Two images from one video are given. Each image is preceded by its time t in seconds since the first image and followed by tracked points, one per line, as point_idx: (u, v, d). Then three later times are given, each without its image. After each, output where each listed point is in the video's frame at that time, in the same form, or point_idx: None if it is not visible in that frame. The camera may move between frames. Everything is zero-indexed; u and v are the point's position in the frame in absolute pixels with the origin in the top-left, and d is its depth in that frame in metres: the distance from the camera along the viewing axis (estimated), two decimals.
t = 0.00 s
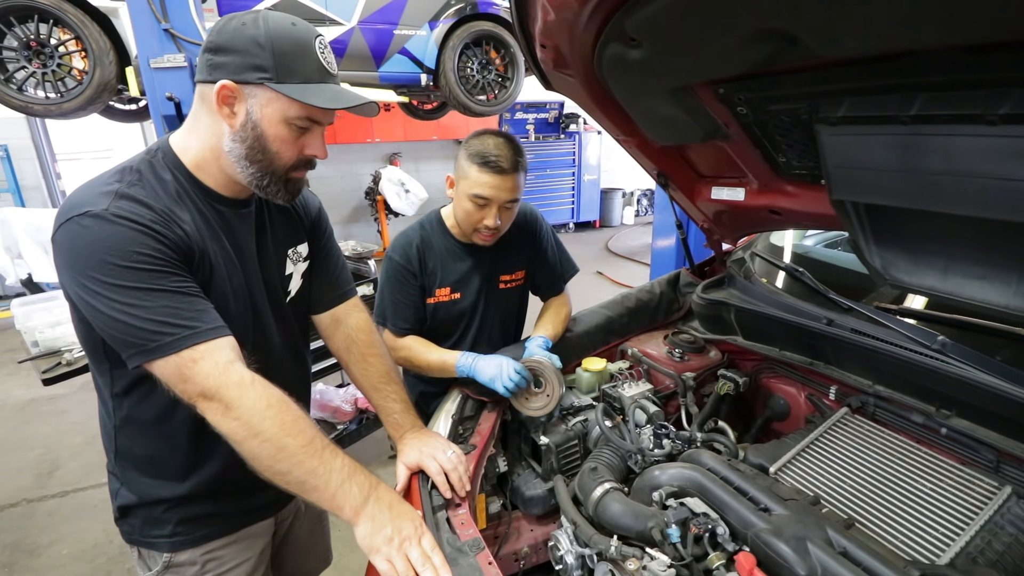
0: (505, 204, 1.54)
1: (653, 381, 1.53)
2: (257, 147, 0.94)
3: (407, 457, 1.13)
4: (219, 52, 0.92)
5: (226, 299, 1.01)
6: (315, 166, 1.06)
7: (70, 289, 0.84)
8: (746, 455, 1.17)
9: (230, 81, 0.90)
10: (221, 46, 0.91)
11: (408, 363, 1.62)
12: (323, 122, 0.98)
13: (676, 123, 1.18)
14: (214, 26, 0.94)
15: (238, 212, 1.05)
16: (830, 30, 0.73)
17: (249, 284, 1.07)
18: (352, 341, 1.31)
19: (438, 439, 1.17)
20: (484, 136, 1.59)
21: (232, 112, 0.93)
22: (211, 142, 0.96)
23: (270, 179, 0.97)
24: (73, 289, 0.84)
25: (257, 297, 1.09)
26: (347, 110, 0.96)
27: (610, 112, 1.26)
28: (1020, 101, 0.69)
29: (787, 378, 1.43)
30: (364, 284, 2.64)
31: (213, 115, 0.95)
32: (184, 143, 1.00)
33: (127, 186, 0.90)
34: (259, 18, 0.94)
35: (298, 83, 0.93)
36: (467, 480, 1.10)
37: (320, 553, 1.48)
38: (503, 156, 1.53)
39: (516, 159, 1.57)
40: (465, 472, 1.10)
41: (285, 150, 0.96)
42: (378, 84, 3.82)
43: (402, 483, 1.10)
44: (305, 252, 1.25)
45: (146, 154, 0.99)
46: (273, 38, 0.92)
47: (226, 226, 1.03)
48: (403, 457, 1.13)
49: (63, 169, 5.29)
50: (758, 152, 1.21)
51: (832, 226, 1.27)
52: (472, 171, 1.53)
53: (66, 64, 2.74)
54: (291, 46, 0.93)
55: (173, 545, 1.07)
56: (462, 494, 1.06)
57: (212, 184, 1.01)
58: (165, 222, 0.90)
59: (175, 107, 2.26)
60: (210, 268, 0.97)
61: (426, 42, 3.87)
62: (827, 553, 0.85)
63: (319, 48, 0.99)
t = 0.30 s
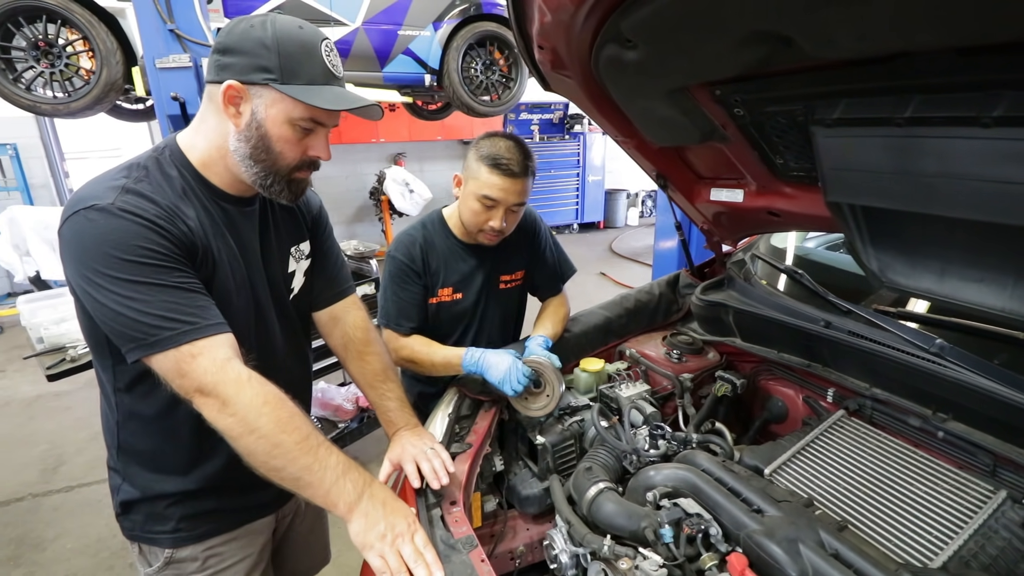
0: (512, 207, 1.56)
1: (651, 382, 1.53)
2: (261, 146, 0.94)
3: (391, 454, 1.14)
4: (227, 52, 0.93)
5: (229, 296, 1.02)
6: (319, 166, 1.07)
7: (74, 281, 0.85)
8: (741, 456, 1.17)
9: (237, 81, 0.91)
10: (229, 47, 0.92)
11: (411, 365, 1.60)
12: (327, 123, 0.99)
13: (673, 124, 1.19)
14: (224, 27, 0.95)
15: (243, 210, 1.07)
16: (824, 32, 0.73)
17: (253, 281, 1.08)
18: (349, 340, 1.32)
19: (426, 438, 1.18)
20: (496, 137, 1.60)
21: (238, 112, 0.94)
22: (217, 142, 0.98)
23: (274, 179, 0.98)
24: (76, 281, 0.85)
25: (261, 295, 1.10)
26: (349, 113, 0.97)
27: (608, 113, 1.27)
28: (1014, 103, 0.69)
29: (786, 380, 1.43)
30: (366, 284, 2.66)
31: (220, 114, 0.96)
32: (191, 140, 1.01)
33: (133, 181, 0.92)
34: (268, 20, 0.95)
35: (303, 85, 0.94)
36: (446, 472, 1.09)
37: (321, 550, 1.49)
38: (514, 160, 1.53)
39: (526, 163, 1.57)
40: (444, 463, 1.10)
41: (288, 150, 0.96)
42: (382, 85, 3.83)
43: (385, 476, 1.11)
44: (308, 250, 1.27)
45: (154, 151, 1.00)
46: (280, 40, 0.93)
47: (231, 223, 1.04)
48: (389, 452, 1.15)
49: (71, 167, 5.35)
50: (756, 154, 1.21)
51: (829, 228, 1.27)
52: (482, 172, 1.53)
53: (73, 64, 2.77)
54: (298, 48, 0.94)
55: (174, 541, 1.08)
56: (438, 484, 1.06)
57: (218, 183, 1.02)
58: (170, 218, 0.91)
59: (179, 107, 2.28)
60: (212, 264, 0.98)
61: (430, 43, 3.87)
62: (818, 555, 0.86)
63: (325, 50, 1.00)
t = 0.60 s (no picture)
0: (517, 200, 1.56)
1: (647, 379, 1.54)
2: (262, 147, 0.96)
3: (387, 450, 1.16)
4: (227, 54, 0.94)
5: (228, 291, 1.04)
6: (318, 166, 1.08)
7: (76, 276, 0.87)
8: (733, 453, 1.18)
9: (238, 83, 0.93)
10: (229, 49, 0.94)
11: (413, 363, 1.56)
12: (326, 124, 1.00)
13: (668, 123, 1.20)
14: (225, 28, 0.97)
15: (243, 207, 1.09)
16: (811, 33, 0.74)
17: (252, 277, 1.10)
18: (345, 335, 1.34)
19: (415, 433, 1.20)
20: (501, 133, 1.62)
21: (239, 113, 0.96)
22: (218, 141, 1.00)
23: (274, 178, 1.00)
24: (79, 275, 0.87)
25: (261, 291, 1.12)
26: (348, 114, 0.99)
27: (604, 111, 1.28)
28: (999, 104, 0.70)
29: (781, 378, 1.43)
30: (368, 281, 2.68)
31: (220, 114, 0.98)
32: (192, 139, 1.03)
33: (136, 179, 0.94)
34: (268, 23, 0.97)
35: (302, 87, 0.95)
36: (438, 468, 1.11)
37: (319, 541, 1.51)
38: (520, 153, 1.55)
39: (531, 157, 1.59)
40: (433, 459, 1.12)
41: (288, 150, 0.98)
42: (387, 83, 3.85)
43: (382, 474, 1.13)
44: (306, 247, 1.29)
45: (157, 149, 1.02)
46: (280, 43, 0.95)
47: (230, 220, 1.06)
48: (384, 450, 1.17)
49: (80, 164, 5.41)
50: (751, 153, 1.22)
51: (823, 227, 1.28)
52: (489, 165, 1.55)
53: (81, 61, 2.81)
54: (297, 50, 0.96)
55: (176, 528, 1.10)
56: (429, 478, 1.08)
57: (219, 180, 1.04)
58: (171, 215, 0.93)
59: (185, 105, 2.30)
60: (212, 260, 1.01)
61: (434, 42, 3.88)
62: (804, 549, 0.86)
63: (324, 52, 1.02)
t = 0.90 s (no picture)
0: (533, 191, 1.57)
1: (649, 375, 1.55)
2: (258, 142, 0.97)
3: (376, 450, 1.15)
4: (222, 49, 0.95)
5: (231, 288, 1.05)
6: (316, 160, 1.09)
7: (79, 274, 0.89)
8: (734, 448, 1.19)
9: (232, 78, 0.94)
10: (223, 44, 0.95)
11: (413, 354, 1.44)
12: (323, 117, 1.01)
13: (670, 119, 1.20)
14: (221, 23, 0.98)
15: (244, 202, 1.10)
16: (812, 30, 0.74)
17: (254, 273, 1.11)
18: (344, 329, 1.35)
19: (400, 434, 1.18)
20: (513, 127, 1.63)
21: (235, 108, 0.97)
22: (217, 138, 1.01)
23: (272, 173, 1.01)
24: (82, 273, 0.89)
25: (263, 286, 1.13)
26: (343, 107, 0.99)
27: (606, 108, 1.28)
28: (999, 100, 0.70)
29: (783, 374, 1.43)
30: (371, 276, 2.69)
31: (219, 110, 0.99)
32: (193, 135, 1.04)
33: (137, 176, 0.95)
34: (261, 16, 0.97)
35: (296, 80, 0.96)
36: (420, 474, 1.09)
37: (324, 533, 1.53)
38: (536, 146, 1.56)
39: (547, 150, 1.60)
40: (415, 466, 1.09)
41: (286, 145, 0.99)
42: (391, 79, 3.85)
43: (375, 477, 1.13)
44: (307, 242, 1.30)
45: (157, 146, 1.03)
46: (273, 36, 0.95)
47: (231, 217, 1.07)
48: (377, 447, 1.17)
49: (86, 159, 5.44)
50: (753, 150, 1.22)
51: (823, 223, 1.29)
52: (505, 157, 1.55)
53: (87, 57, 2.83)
54: (290, 43, 0.96)
55: (182, 520, 1.12)
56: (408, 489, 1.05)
57: (219, 176, 1.05)
58: (172, 212, 0.94)
59: (190, 100, 2.32)
60: (213, 256, 1.02)
61: (438, 37, 3.89)
62: (803, 544, 0.87)
63: (318, 44, 1.02)
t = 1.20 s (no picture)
0: (546, 195, 1.57)
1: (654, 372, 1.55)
2: (260, 147, 0.97)
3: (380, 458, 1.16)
4: (223, 54, 0.95)
5: (233, 296, 1.04)
6: (320, 165, 1.08)
7: (80, 286, 0.89)
8: (742, 444, 1.19)
9: (233, 83, 0.94)
10: (224, 49, 0.95)
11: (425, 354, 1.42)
12: (327, 122, 1.00)
13: (671, 116, 1.19)
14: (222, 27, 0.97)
15: (247, 208, 1.09)
16: (816, 24, 0.74)
17: (258, 279, 1.10)
18: (350, 339, 1.35)
19: (400, 442, 1.19)
20: (520, 132, 1.63)
21: (236, 113, 0.97)
22: (219, 144, 1.00)
23: (275, 179, 1.00)
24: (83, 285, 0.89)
25: (267, 293, 1.12)
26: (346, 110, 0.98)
27: (608, 106, 1.28)
28: (1003, 91, 0.69)
29: (789, 369, 1.43)
30: (372, 279, 2.68)
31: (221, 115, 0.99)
32: (195, 142, 1.04)
33: (138, 185, 0.94)
34: (263, 19, 0.97)
35: (297, 84, 0.95)
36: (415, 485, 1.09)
37: (331, 540, 1.52)
38: (547, 149, 1.57)
39: (557, 154, 1.61)
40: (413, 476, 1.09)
41: (288, 151, 0.98)
42: (387, 81, 3.85)
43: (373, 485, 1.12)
44: (314, 249, 1.30)
45: (159, 153, 1.03)
46: (275, 40, 0.95)
47: (234, 223, 1.06)
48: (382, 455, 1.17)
49: (82, 167, 5.42)
50: (756, 146, 1.22)
51: (827, 217, 1.28)
52: (517, 161, 1.55)
53: (83, 64, 2.82)
54: (292, 46, 0.96)
55: (189, 531, 1.11)
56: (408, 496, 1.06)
57: (222, 183, 1.04)
58: (173, 221, 0.94)
59: (187, 106, 2.31)
60: (215, 264, 1.01)
61: (435, 39, 3.89)
62: (816, 539, 0.87)
63: (320, 47, 1.02)
